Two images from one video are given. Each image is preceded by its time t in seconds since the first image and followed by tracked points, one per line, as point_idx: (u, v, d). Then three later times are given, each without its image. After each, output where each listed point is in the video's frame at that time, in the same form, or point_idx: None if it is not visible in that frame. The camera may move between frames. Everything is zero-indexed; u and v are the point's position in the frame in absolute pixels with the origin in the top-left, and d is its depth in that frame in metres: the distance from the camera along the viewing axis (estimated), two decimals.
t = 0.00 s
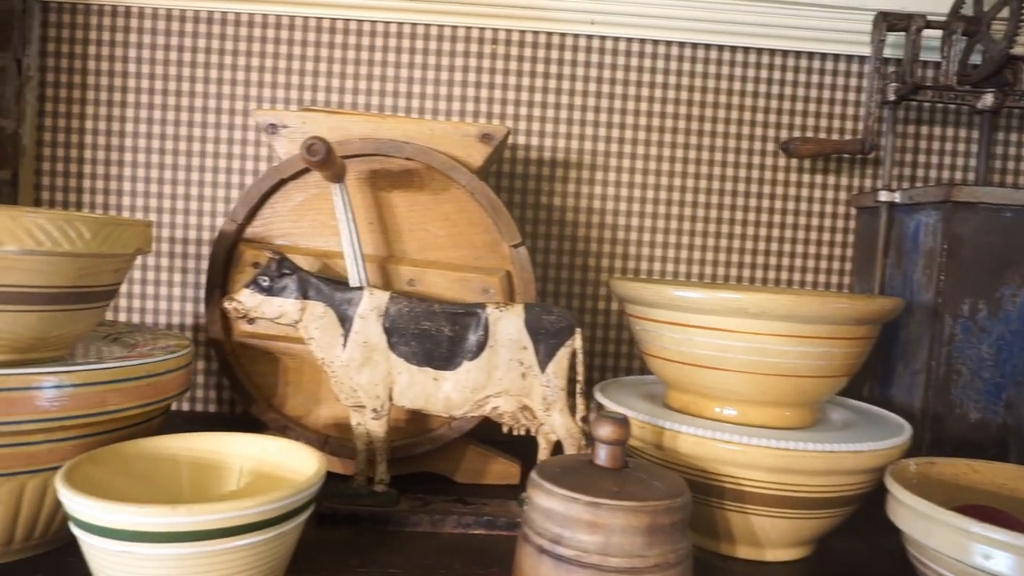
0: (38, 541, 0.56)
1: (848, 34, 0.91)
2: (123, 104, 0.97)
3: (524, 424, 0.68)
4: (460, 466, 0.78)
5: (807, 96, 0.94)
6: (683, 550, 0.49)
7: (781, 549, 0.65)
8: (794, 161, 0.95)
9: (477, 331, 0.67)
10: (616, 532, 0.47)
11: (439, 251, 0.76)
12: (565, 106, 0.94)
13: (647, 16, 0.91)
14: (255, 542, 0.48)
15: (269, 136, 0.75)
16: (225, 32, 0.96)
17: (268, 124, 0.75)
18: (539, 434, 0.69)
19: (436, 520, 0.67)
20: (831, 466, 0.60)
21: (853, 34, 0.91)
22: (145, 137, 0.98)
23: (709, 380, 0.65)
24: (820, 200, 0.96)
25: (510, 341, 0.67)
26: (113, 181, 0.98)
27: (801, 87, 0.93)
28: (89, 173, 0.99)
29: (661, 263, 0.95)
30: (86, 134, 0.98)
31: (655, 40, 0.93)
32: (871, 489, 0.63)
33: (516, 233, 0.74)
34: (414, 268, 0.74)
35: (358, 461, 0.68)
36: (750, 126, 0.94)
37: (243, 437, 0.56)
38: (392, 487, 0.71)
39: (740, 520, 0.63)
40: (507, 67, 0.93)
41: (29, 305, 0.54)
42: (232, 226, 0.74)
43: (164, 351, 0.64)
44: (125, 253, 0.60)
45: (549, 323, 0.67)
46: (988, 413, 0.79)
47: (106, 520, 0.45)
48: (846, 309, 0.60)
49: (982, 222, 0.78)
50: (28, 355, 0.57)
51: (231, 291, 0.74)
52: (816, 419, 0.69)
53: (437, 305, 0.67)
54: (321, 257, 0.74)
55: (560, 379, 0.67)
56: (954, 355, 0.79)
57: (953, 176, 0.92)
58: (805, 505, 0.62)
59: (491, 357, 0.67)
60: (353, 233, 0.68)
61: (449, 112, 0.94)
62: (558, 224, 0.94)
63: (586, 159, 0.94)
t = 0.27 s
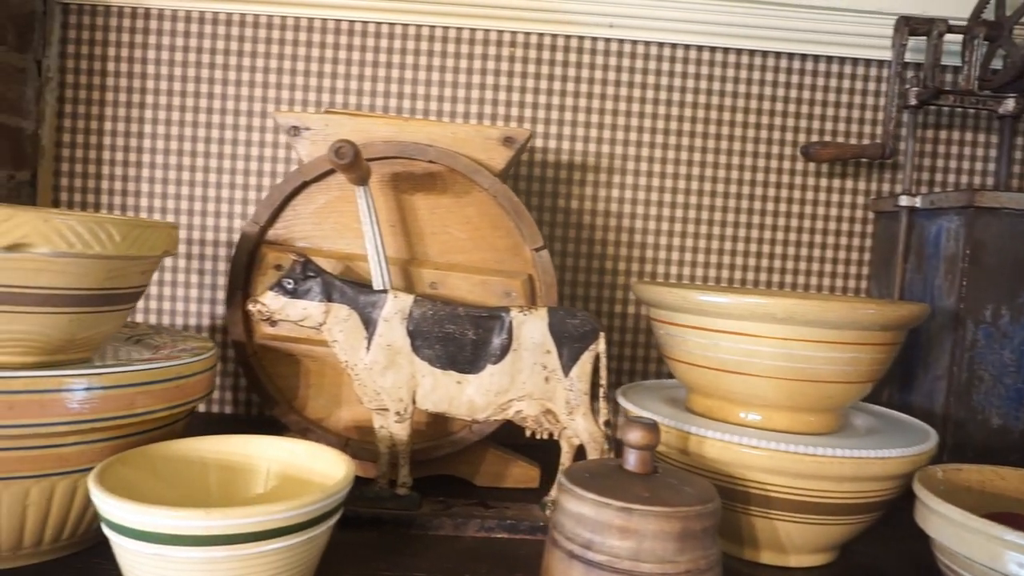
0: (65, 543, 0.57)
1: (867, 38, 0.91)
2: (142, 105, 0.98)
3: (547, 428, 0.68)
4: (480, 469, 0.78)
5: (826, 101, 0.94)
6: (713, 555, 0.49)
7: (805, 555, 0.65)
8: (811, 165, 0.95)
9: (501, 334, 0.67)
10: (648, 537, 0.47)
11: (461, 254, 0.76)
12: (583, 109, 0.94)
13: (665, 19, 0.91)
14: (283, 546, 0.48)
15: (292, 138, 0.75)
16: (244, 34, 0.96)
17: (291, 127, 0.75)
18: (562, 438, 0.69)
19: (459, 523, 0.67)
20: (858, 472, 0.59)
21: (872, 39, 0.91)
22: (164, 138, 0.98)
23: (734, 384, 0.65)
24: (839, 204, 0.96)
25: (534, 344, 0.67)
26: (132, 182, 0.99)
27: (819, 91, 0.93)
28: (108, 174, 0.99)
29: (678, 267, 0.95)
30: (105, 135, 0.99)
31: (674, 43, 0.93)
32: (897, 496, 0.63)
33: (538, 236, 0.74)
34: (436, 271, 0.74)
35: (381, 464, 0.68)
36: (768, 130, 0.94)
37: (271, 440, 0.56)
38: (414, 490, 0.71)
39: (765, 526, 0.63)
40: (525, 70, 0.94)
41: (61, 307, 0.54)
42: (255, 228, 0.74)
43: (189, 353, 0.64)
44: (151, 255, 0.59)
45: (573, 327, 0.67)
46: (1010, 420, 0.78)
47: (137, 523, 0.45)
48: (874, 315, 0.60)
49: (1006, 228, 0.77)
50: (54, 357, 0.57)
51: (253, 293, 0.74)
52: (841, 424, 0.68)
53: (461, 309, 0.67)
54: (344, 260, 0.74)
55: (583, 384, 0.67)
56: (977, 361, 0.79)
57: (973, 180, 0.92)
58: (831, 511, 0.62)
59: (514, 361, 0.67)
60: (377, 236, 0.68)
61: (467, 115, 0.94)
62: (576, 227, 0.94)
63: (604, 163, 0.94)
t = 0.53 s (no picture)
0: (85, 541, 0.57)
1: (876, 40, 0.91)
2: (153, 105, 0.98)
3: (563, 428, 0.68)
4: (493, 470, 0.78)
5: (836, 103, 0.94)
6: (735, 557, 0.49)
7: (821, 556, 0.65)
8: (822, 167, 0.95)
9: (517, 335, 0.67)
10: (671, 538, 0.47)
11: (476, 254, 0.76)
12: (594, 110, 0.94)
13: (676, 21, 0.91)
14: (306, 547, 0.47)
15: (306, 138, 0.75)
16: (255, 33, 0.96)
17: (306, 126, 0.75)
18: (577, 439, 0.69)
19: (474, 524, 0.67)
20: (875, 474, 0.60)
21: (882, 41, 0.92)
22: (175, 138, 0.98)
23: (751, 386, 0.65)
24: (849, 206, 0.96)
25: (551, 345, 0.67)
26: (142, 181, 0.99)
27: (829, 94, 0.94)
28: (118, 173, 0.99)
29: (688, 268, 0.95)
30: (116, 133, 0.99)
31: (686, 45, 0.93)
32: (913, 498, 0.63)
33: (553, 237, 0.74)
34: (452, 272, 0.74)
35: (397, 464, 0.68)
36: (778, 132, 0.94)
37: (290, 440, 0.56)
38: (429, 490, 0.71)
39: (783, 528, 0.63)
40: (537, 71, 0.94)
41: (81, 306, 0.54)
42: (270, 228, 0.74)
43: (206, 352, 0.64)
44: (170, 254, 0.60)
45: (590, 328, 0.67)
46: None
47: (162, 523, 0.45)
48: (892, 317, 0.60)
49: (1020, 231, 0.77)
50: (72, 357, 0.57)
51: (268, 292, 0.74)
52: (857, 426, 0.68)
53: (477, 309, 0.67)
54: (359, 260, 0.74)
55: (599, 384, 0.67)
56: (990, 363, 0.78)
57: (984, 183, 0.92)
58: (848, 512, 0.62)
59: (530, 361, 0.67)
60: (394, 236, 0.68)
61: (478, 115, 0.94)
62: (586, 227, 0.94)
63: (615, 164, 0.94)
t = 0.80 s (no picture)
0: (118, 543, 0.57)
1: (895, 46, 0.92)
2: (174, 107, 0.98)
3: (589, 433, 0.68)
4: (516, 474, 0.78)
5: (854, 108, 0.94)
6: (770, 563, 0.49)
7: (848, 563, 0.65)
8: (840, 171, 0.95)
9: (545, 339, 0.67)
10: (707, 544, 0.48)
11: (500, 258, 0.76)
12: (614, 114, 0.94)
13: (696, 25, 0.92)
14: (345, 551, 0.48)
15: (332, 141, 0.75)
16: (276, 35, 0.96)
17: (331, 130, 0.75)
18: (603, 443, 0.69)
19: (501, 528, 0.67)
20: (903, 481, 0.60)
21: (900, 47, 0.92)
22: (196, 140, 0.98)
23: (778, 392, 0.65)
24: (867, 211, 0.96)
25: (578, 350, 0.67)
26: (162, 183, 0.99)
27: (847, 98, 0.94)
28: (139, 175, 0.99)
29: (706, 272, 0.95)
30: (137, 135, 0.99)
31: (705, 50, 0.93)
32: (940, 505, 0.63)
33: (578, 242, 0.74)
34: (477, 276, 0.75)
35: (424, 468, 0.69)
36: (797, 137, 0.94)
37: (322, 444, 0.56)
38: (455, 494, 0.72)
39: (810, 534, 0.63)
40: (556, 74, 0.94)
41: (118, 309, 0.55)
42: (296, 231, 0.74)
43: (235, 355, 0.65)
44: (203, 258, 0.60)
45: (616, 333, 0.67)
46: None
47: (205, 527, 0.46)
48: (922, 324, 0.60)
49: None
50: (107, 359, 0.57)
51: (294, 296, 0.74)
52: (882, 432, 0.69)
53: (505, 314, 0.67)
54: (385, 264, 0.75)
55: (625, 390, 0.68)
56: (1013, 369, 0.78)
57: (1003, 189, 0.92)
58: (876, 519, 0.62)
59: (557, 366, 0.67)
60: (422, 241, 0.68)
61: (498, 119, 0.95)
62: (605, 231, 0.94)
63: (634, 168, 0.94)
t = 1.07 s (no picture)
0: (157, 551, 0.57)
1: (921, 49, 0.91)
2: (200, 114, 0.99)
3: (622, 440, 0.68)
4: (546, 479, 0.78)
5: (879, 111, 0.94)
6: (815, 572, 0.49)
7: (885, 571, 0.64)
8: (865, 176, 0.95)
9: (578, 346, 0.67)
10: (753, 553, 0.47)
11: (531, 264, 0.76)
12: (638, 119, 0.94)
13: (721, 29, 0.91)
14: (390, 560, 0.48)
15: (362, 148, 0.75)
16: (301, 42, 0.97)
17: (360, 137, 0.75)
18: (635, 450, 0.69)
19: (535, 535, 0.67)
20: (942, 489, 0.60)
21: (926, 51, 0.92)
22: (221, 146, 0.99)
23: (814, 398, 0.65)
24: (892, 215, 0.95)
25: (611, 356, 0.67)
26: (187, 189, 0.99)
27: (872, 102, 0.94)
28: (164, 182, 0.99)
29: (731, 277, 0.95)
30: (162, 142, 0.99)
31: (730, 54, 0.93)
32: (979, 513, 0.63)
33: (609, 248, 0.74)
34: (508, 283, 0.75)
35: (457, 475, 0.69)
36: (822, 141, 0.94)
37: (361, 452, 0.56)
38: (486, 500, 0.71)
39: (847, 541, 0.63)
40: (580, 80, 0.94)
41: (156, 317, 0.55)
42: (327, 238, 0.74)
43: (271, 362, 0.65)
44: (236, 266, 0.59)
45: (650, 339, 0.67)
46: None
47: (253, 536, 0.46)
48: (961, 331, 0.60)
49: None
50: (147, 367, 0.58)
51: (324, 302, 0.74)
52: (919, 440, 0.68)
53: (538, 320, 0.67)
54: (416, 270, 0.75)
55: (658, 396, 0.67)
56: None
57: None
58: (914, 527, 0.61)
59: (591, 372, 0.67)
60: (454, 247, 0.69)
61: (521, 124, 0.95)
62: (629, 236, 0.94)
63: (658, 173, 0.94)
